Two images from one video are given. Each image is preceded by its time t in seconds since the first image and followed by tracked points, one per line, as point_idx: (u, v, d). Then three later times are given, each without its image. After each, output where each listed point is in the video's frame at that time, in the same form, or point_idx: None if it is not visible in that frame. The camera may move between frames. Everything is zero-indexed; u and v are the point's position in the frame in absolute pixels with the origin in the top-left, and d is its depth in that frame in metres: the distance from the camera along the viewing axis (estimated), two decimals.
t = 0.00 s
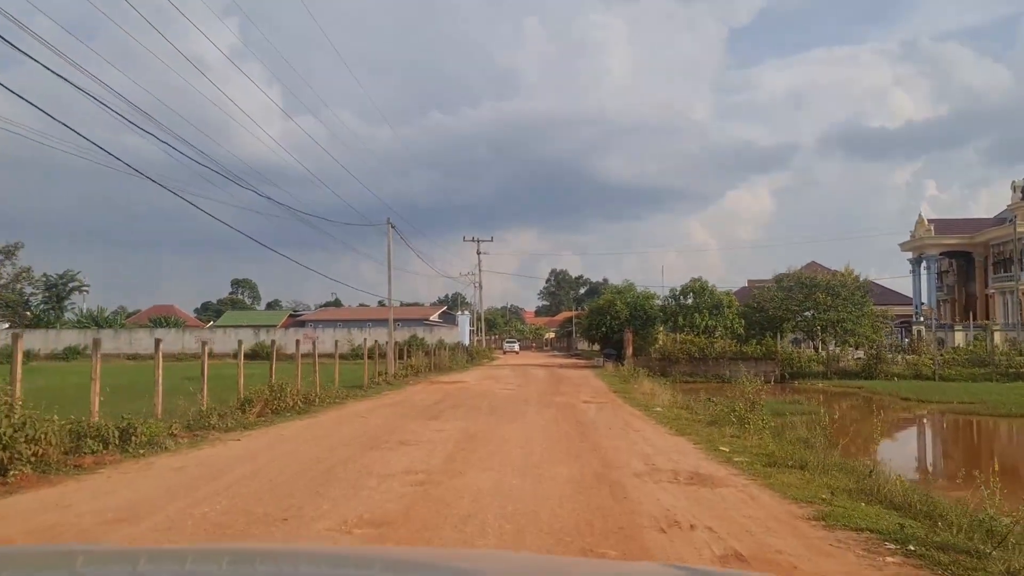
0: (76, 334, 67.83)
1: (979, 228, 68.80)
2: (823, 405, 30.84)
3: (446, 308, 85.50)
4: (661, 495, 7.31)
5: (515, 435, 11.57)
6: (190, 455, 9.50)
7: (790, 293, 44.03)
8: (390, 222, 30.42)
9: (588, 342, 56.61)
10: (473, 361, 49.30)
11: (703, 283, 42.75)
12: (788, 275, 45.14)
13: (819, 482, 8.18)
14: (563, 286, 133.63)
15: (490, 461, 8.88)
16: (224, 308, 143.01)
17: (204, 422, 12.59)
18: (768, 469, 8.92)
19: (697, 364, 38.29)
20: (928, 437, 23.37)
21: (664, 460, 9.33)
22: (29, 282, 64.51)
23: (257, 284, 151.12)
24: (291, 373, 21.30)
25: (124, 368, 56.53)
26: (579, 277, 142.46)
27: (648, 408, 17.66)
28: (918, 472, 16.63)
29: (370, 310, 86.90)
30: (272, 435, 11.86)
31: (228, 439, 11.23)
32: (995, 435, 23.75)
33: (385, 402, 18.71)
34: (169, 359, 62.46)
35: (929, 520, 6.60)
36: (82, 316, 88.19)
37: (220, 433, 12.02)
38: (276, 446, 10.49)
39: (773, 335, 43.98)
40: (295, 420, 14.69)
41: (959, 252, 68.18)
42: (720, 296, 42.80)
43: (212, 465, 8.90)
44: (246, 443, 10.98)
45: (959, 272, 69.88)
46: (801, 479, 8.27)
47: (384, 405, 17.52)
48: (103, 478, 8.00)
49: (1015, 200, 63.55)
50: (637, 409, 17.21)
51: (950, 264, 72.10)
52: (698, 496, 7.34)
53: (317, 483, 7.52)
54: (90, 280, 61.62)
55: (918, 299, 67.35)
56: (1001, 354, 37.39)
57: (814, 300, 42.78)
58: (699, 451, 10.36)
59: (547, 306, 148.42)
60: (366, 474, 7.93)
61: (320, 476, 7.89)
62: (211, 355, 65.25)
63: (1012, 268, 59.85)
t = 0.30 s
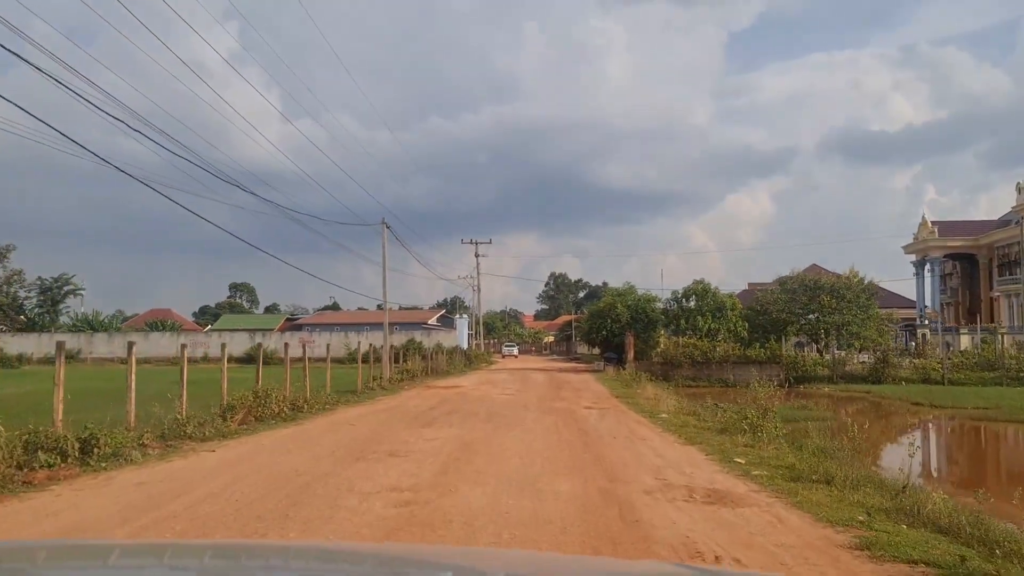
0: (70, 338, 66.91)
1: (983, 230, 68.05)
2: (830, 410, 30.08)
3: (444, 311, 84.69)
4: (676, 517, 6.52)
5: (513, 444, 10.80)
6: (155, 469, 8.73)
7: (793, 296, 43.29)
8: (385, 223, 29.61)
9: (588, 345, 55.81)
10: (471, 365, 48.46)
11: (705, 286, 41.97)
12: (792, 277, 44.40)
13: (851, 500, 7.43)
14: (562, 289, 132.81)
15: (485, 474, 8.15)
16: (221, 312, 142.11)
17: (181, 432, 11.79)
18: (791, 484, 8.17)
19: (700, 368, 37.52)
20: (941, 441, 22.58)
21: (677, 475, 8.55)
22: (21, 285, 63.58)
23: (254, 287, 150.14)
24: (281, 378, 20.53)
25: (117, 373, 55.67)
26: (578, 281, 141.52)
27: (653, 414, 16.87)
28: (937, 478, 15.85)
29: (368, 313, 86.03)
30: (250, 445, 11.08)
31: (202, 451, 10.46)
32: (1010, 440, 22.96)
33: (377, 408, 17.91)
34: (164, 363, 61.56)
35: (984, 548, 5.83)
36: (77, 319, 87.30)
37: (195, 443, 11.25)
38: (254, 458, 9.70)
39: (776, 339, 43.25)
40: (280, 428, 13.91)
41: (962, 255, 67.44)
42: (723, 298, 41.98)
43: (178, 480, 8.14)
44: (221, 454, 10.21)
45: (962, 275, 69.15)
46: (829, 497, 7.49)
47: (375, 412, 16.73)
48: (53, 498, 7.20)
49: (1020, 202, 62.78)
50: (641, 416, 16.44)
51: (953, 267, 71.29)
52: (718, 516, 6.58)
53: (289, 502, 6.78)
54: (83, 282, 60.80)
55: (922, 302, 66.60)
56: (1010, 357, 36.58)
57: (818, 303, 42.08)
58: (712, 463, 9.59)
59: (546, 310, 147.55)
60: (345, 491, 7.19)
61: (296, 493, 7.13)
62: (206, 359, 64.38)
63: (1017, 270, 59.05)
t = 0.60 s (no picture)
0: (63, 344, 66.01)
1: (989, 233, 67.16)
2: (838, 416, 29.21)
3: (443, 316, 83.76)
4: (698, 548, 5.68)
5: (513, 460, 9.93)
6: (111, 492, 7.88)
7: (798, 299, 42.42)
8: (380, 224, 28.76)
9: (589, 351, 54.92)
10: (470, 370, 47.56)
11: (709, 288, 41.02)
12: (797, 280, 43.56)
13: (893, 526, 6.57)
14: (563, 293, 131.88)
15: (478, 497, 7.31)
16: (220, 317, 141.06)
17: (154, 445, 10.93)
18: (822, 505, 7.31)
19: (705, 373, 36.72)
20: (957, 448, 21.66)
21: (693, 494, 7.71)
22: (14, 290, 62.65)
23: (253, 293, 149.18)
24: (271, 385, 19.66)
25: (111, 378, 54.81)
26: (578, 285, 140.42)
27: (661, 423, 15.94)
28: (962, 489, 14.94)
29: (366, 318, 85.08)
30: (227, 457, 10.21)
31: (171, 465, 9.58)
32: None
33: (369, 417, 17.01)
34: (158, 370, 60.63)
35: None
36: (73, 324, 86.37)
37: (167, 457, 10.39)
38: (227, 475, 8.88)
39: (781, 342, 42.36)
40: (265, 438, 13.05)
41: (967, 258, 66.55)
42: (727, 301, 40.98)
43: (135, 507, 7.31)
44: (191, 469, 9.34)
45: (967, 278, 68.24)
46: (867, 521, 6.64)
47: (366, 422, 15.82)
48: None
49: None
50: (648, 425, 15.56)
51: (959, 270, 70.29)
52: (744, 548, 5.73)
53: (253, 535, 5.94)
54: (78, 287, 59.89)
55: (927, 305, 65.71)
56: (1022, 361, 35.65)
57: (825, 306, 41.23)
58: (732, 481, 8.71)
59: (547, 314, 146.56)
60: (317, 522, 6.34)
61: (263, 524, 6.29)
62: (202, 364, 63.50)
63: None
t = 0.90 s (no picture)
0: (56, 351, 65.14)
1: (992, 229, 66.28)
2: (846, 416, 28.33)
3: (441, 319, 82.81)
4: None
5: (508, 471, 9.08)
6: (52, 517, 7.02)
7: (802, 298, 41.60)
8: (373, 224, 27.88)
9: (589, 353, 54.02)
10: (468, 374, 46.67)
11: (711, 288, 40.13)
12: (801, 279, 42.76)
13: (947, 550, 5.72)
14: (561, 294, 130.88)
15: (469, 519, 6.46)
16: (217, 323, 140.03)
17: (122, 458, 10.08)
18: (860, 523, 6.47)
19: (708, 375, 35.89)
20: (973, 449, 20.79)
21: (715, 512, 6.86)
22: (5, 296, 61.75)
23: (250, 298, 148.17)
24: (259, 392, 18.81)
25: (104, 386, 53.88)
26: (577, 286, 139.46)
27: (667, 428, 15.07)
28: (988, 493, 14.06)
29: (363, 322, 84.15)
30: (195, 471, 9.37)
31: (132, 482, 8.74)
32: None
33: (359, 424, 16.17)
34: (152, 376, 59.71)
35: None
36: (67, 332, 85.39)
37: (131, 472, 9.55)
38: (194, 494, 8.04)
39: (785, 342, 41.52)
40: (244, 449, 12.21)
41: (971, 254, 65.67)
42: (730, 301, 40.17)
43: (80, 535, 6.47)
44: (153, 487, 8.49)
45: (970, 275, 67.35)
46: (919, 545, 5.78)
47: (355, 429, 14.97)
48: None
49: None
50: (653, 430, 14.69)
51: (962, 267, 69.43)
52: None
53: (199, 568, 5.07)
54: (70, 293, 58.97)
55: (930, 303, 64.83)
56: None
57: (829, 304, 40.40)
58: (754, 494, 7.84)
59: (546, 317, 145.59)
60: (279, 555, 5.48)
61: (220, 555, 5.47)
62: (196, 370, 62.60)
63: None
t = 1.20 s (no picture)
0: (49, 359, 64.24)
1: (995, 224, 65.51)
2: (857, 416, 27.54)
3: (439, 322, 81.94)
4: None
5: (506, 487, 8.24)
6: None
7: (806, 295, 40.87)
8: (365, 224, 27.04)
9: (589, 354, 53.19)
10: (467, 377, 45.80)
11: (713, 286, 39.27)
12: (805, 276, 42.03)
13: None
14: (560, 295, 130.02)
15: (459, 547, 5.62)
16: (214, 329, 139.01)
17: (80, 476, 9.19)
18: (911, 546, 5.61)
19: (712, 375, 35.01)
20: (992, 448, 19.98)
21: (743, 535, 5.99)
22: None
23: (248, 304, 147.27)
24: (243, 400, 17.92)
25: (96, 394, 52.95)
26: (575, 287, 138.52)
27: (676, 433, 14.21)
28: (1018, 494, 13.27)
29: (361, 326, 83.25)
30: (160, 490, 8.53)
31: (85, 506, 7.88)
32: None
33: (349, 433, 15.31)
34: (146, 384, 58.78)
35: None
36: (62, 340, 84.43)
37: (89, 492, 8.69)
38: (149, 519, 7.17)
39: (790, 341, 40.71)
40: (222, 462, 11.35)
41: (974, 249, 64.92)
42: (733, 298, 39.37)
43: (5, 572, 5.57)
44: (108, 511, 7.62)
45: (974, 270, 66.61)
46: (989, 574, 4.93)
47: (344, 439, 14.11)
48: None
49: None
50: (661, 435, 13.82)
51: (965, 262, 68.66)
52: None
53: None
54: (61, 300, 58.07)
55: (934, 299, 64.08)
56: None
57: (833, 301, 39.66)
58: (783, 511, 6.97)
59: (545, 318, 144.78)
60: None
61: None
62: (191, 377, 61.68)
63: None
